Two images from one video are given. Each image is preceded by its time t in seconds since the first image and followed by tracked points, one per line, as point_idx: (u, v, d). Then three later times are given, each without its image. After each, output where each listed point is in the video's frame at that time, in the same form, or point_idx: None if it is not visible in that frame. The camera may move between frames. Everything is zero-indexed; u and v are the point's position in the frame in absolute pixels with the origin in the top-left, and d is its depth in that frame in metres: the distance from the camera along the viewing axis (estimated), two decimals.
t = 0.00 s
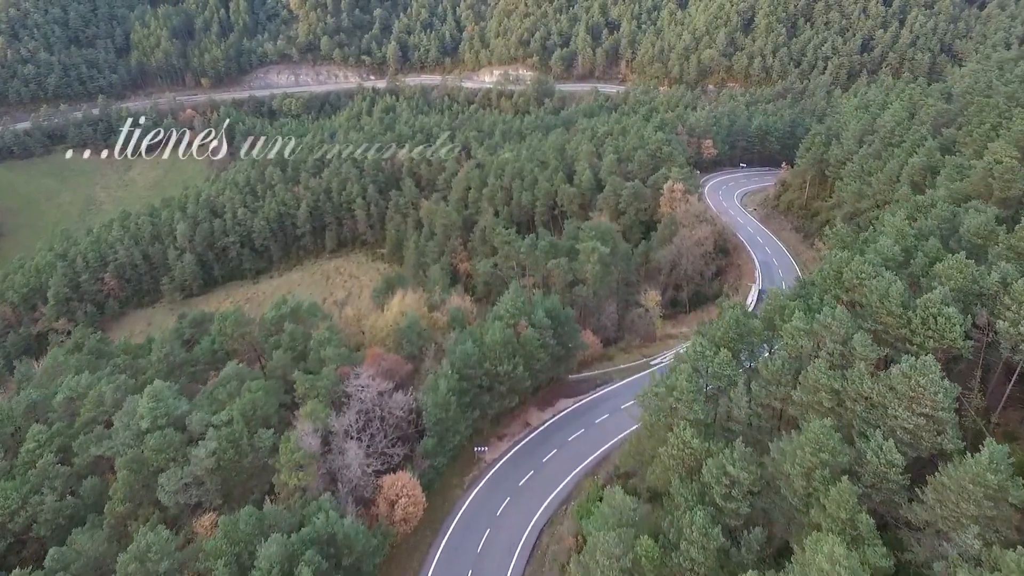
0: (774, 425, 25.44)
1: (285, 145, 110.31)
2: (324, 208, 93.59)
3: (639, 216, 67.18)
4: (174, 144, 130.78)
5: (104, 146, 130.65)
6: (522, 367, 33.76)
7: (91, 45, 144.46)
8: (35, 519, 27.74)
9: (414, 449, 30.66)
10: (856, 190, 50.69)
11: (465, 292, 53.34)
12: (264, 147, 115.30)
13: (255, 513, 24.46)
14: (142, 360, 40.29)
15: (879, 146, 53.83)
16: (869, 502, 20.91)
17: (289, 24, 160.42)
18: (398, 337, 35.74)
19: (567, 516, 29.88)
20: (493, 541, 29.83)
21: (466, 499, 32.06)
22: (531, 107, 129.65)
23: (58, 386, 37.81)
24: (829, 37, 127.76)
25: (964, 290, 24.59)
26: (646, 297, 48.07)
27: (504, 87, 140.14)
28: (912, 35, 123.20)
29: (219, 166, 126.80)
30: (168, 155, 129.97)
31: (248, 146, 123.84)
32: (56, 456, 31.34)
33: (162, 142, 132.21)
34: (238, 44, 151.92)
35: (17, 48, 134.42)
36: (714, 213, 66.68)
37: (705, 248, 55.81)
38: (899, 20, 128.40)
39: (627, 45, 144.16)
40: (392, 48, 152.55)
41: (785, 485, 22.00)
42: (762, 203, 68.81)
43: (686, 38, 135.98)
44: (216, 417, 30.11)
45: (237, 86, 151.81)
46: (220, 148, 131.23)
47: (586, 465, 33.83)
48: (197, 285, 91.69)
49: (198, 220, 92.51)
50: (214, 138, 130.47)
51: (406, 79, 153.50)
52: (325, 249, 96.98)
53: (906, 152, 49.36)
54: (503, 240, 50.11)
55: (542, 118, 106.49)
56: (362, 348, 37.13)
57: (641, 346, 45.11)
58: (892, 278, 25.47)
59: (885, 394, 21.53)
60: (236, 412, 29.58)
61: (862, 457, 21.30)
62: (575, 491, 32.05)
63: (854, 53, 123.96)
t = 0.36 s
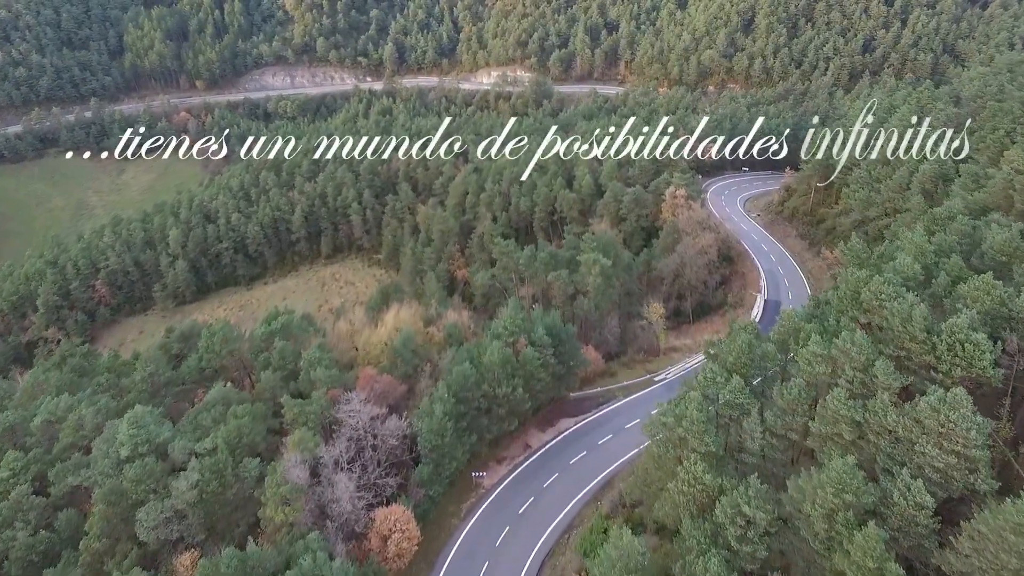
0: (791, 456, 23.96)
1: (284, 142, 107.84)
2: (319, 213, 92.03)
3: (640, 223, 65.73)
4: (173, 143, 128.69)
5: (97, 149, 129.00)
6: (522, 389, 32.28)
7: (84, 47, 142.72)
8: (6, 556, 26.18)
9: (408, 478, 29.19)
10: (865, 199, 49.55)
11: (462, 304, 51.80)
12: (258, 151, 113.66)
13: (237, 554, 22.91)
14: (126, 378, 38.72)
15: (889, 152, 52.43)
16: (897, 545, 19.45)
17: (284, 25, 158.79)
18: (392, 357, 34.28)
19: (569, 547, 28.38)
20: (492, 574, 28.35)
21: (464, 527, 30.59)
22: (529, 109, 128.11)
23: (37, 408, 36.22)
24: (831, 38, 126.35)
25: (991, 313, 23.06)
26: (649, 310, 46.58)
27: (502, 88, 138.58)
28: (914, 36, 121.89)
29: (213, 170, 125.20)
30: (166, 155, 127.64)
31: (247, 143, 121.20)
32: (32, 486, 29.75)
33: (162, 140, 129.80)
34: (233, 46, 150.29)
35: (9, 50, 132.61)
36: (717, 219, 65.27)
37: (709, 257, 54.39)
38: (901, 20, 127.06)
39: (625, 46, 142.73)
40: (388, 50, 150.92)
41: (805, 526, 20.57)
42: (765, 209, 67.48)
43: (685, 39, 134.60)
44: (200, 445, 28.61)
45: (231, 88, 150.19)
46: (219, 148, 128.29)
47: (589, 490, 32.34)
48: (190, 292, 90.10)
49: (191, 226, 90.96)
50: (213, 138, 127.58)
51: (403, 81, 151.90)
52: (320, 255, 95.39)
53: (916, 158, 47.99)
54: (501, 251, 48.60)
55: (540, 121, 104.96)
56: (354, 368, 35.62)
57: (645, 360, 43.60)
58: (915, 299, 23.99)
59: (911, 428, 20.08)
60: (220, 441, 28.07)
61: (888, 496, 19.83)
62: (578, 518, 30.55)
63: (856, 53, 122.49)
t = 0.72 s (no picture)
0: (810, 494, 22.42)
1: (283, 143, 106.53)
2: (314, 219, 90.41)
3: (641, 229, 64.20)
4: (173, 143, 127.56)
5: (90, 153, 127.24)
6: (521, 414, 30.75)
7: (76, 48, 140.85)
8: None
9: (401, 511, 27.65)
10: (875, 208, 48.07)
11: (459, 317, 50.17)
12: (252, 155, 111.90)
13: None
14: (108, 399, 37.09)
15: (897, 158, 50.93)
16: None
17: (279, 26, 156.89)
18: (385, 380, 32.75)
19: None
20: None
21: (461, 560, 29.11)
22: (526, 111, 126.50)
23: (13, 432, 34.60)
24: (832, 38, 124.94)
25: None
26: (653, 323, 45.04)
27: (499, 90, 136.89)
28: (916, 36, 120.57)
29: (207, 174, 123.53)
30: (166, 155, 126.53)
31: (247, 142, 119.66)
32: (2, 518, 28.55)
33: (162, 140, 129.06)
34: (227, 48, 148.56)
35: None
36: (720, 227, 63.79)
37: (713, 267, 52.88)
38: (902, 20, 125.67)
39: (624, 47, 141.27)
40: (384, 51, 149.21)
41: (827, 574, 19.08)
42: (769, 215, 66.03)
43: (685, 40, 133.21)
44: (181, 477, 27.05)
45: (226, 90, 148.44)
46: (219, 147, 126.81)
47: (592, 518, 30.78)
48: (183, 299, 88.43)
49: (183, 233, 89.33)
50: (213, 138, 125.49)
51: (399, 82, 150.20)
52: (315, 262, 93.70)
53: (926, 165, 46.51)
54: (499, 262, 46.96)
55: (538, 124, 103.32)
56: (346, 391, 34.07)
57: (649, 376, 41.97)
58: (942, 325, 22.37)
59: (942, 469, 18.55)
60: (201, 474, 26.50)
61: (918, 543, 18.30)
62: (580, 550, 29.01)
63: (857, 55, 121.05)
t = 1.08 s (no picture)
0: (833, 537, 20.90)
1: (282, 144, 105.45)
2: (308, 225, 88.72)
3: (643, 237, 62.50)
4: (173, 143, 126.42)
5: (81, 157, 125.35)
6: (522, 442, 29.13)
7: (67, 51, 138.80)
8: None
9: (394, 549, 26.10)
10: (884, 217, 46.46)
11: (456, 332, 48.45)
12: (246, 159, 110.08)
13: None
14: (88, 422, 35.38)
15: (906, 165, 49.36)
16: None
17: (274, 28, 155.00)
18: (378, 404, 31.11)
19: None
20: None
21: None
22: (524, 113, 124.83)
23: None
24: (833, 39, 123.49)
25: None
26: (657, 338, 43.42)
27: (496, 92, 135.21)
28: (919, 37, 119.23)
29: (201, 178, 121.82)
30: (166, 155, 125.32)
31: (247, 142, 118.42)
32: None
33: (162, 140, 127.93)
34: (221, 50, 146.67)
35: None
36: (724, 234, 62.22)
37: (718, 276, 51.27)
38: (904, 20, 124.32)
39: (623, 49, 139.73)
40: (381, 52, 147.35)
41: None
42: (773, 222, 64.46)
43: (685, 41, 131.70)
44: (159, 513, 25.40)
45: (220, 92, 146.54)
46: (219, 148, 125.61)
47: (596, 549, 29.19)
48: (174, 308, 86.63)
49: (175, 239, 87.60)
50: (213, 138, 124.06)
51: (396, 84, 148.37)
52: (310, 268, 91.83)
53: (939, 172, 44.93)
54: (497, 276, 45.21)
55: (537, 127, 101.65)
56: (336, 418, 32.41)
57: (653, 394, 40.34)
58: (973, 355, 20.78)
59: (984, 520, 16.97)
60: (181, 511, 24.83)
61: None
62: None
63: (859, 55, 119.60)
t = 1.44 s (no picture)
0: None
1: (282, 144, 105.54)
2: (292, 233, 86.60)
3: (635, 244, 61.05)
4: (172, 142, 124.20)
5: (58, 164, 122.18)
6: (514, 474, 27.52)
7: (42, 55, 135.19)
8: None
9: None
10: (883, 223, 45.31)
11: (444, 348, 46.73)
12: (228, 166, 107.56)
13: None
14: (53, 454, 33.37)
15: (904, 170, 48.25)
16: None
17: (256, 30, 152.00)
18: (362, 434, 29.37)
19: None
20: None
21: None
22: (511, 116, 123.16)
23: None
24: (820, 39, 122.91)
25: None
26: (652, 353, 41.99)
27: (483, 94, 133.44)
28: (906, 36, 119.07)
29: (182, 185, 119.27)
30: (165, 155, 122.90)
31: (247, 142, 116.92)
32: None
33: (161, 140, 126.58)
34: (201, 53, 143.63)
35: None
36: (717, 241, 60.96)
37: (713, 286, 49.96)
38: (891, 20, 124.08)
39: (610, 49, 138.43)
40: (365, 55, 144.96)
41: None
42: (767, 227, 63.31)
43: (672, 41, 130.67)
44: (124, 564, 23.60)
45: (201, 97, 143.67)
46: (219, 148, 125.04)
47: None
48: (154, 320, 84.16)
49: (153, 250, 85.13)
50: (214, 138, 123.46)
51: (380, 87, 146.13)
52: (294, 278, 89.63)
53: (938, 178, 43.81)
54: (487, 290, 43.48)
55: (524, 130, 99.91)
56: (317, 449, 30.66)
57: (650, 413, 38.91)
58: (998, 385, 19.38)
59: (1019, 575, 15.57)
60: (146, 563, 23.05)
61: None
62: None
63: (847, 55, 119.11)
